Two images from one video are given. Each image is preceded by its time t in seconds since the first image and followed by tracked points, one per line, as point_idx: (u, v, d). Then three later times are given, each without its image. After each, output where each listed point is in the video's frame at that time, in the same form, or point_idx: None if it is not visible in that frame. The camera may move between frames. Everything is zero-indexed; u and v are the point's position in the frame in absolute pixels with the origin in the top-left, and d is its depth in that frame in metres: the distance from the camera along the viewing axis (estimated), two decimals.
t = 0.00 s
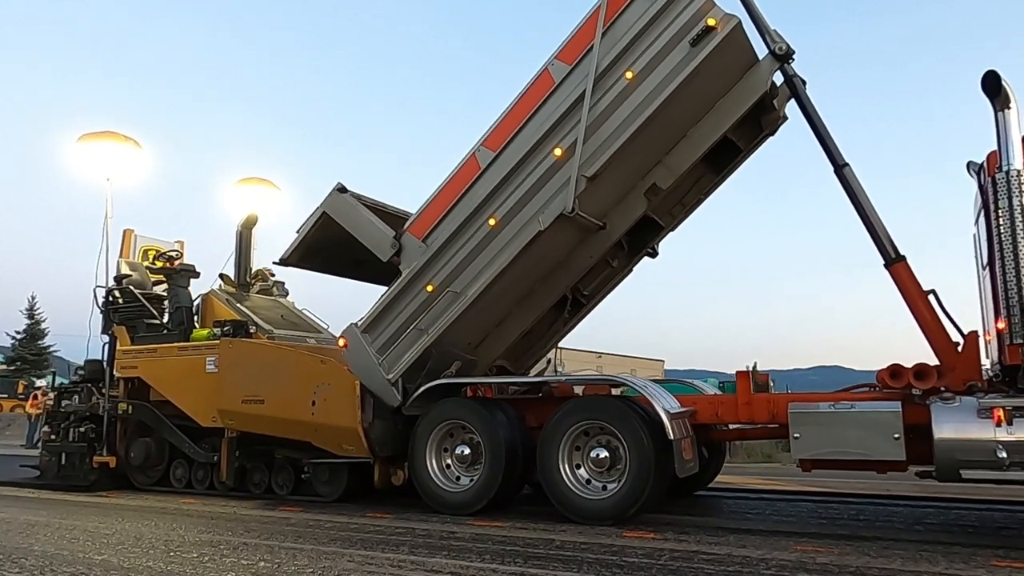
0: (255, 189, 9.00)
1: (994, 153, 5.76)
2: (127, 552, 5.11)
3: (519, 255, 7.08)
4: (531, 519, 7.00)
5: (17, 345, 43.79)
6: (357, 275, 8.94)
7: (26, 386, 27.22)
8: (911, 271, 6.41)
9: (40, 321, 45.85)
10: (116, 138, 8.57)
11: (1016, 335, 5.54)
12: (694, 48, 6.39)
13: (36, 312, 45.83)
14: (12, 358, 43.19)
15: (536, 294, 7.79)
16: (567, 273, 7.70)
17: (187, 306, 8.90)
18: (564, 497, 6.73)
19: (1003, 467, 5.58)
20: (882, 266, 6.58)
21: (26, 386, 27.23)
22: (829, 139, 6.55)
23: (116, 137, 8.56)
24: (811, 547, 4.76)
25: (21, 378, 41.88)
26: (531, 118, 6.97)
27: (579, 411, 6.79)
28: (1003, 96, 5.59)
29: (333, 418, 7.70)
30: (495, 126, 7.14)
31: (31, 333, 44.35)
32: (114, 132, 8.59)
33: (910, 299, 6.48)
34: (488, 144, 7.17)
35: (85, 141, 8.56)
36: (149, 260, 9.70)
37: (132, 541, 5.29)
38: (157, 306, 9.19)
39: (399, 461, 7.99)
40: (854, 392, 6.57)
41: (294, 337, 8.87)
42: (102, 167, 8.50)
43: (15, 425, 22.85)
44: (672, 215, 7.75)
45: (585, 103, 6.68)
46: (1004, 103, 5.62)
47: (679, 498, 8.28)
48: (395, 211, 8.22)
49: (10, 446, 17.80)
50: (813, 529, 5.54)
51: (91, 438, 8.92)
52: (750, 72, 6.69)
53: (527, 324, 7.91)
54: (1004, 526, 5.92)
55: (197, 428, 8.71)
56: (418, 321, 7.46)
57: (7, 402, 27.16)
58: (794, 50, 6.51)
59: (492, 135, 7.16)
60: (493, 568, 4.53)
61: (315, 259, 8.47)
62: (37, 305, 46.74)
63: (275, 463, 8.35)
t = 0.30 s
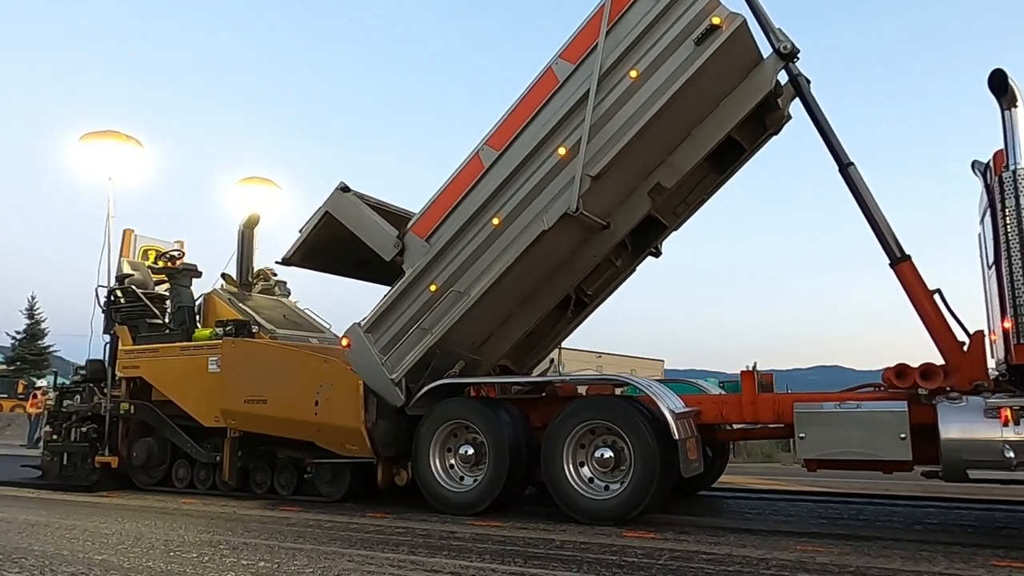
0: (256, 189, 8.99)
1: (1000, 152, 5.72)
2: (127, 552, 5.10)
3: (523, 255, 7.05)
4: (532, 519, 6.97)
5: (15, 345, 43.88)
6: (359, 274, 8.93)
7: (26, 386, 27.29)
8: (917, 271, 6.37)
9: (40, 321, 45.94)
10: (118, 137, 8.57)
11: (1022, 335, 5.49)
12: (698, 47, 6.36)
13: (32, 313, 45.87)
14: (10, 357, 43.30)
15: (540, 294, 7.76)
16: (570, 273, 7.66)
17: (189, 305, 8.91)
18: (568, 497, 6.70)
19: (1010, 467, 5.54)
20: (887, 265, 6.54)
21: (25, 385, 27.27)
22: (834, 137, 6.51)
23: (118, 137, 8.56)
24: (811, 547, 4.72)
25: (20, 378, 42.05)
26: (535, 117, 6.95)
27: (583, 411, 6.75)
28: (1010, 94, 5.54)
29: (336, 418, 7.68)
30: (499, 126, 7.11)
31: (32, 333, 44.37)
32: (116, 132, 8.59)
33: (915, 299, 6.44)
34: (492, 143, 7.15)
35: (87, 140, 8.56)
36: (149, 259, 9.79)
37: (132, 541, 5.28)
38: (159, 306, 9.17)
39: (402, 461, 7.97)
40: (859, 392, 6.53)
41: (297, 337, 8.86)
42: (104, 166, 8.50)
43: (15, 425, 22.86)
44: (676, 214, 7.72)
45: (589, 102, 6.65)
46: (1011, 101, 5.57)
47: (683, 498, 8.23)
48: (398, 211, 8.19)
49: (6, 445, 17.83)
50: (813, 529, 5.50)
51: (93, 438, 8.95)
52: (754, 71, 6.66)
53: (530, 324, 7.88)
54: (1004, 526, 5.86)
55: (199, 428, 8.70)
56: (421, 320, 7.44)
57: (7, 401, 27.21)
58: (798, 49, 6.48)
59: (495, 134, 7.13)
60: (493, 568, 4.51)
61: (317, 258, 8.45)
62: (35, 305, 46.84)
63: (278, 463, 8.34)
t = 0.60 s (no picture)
0: (259, 188, 8.99)
1: (1008, 151, 5.64)
2: (127, 552, 5.09)
3: (527, 254, 7.03)
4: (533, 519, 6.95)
5: (16, 345, 44.04)
6: (361, 274, 8.91)
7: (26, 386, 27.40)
8: (923, 271, 6.32)
9: (39, 321, 46.09)
10: (120, 137, 8.60)
11: None
12: (704, 46, 6.32)
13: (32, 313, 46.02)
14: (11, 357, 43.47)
15: (544, 293, 7.73)
16: (575, 272, 7.63)
17: (191, 304, 8.96)
18: (572, 497, 6.67)
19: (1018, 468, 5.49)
20: (893, 265, 6.49)
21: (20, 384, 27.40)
22: (839, 136, 6.47)
23: (120, 136, 8.60)
24: (811, 547, 4.68)
25: (20, 378, 42.23)
26: (540, 116, 6.91)
27: (587, 411, 6.72)
28: (1018, 94, 5.50)
29: (340, 418, 7.67)
30: (503, 125, 7.07)
31: (31, 333, 44.70)
32: (118, 131, 8.62)
33: (921, 299, 6.40)
34: (496, 142, 7.10)
35: (89, 139, 8.59)
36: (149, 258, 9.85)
37: (132, 541, 5.27)
38: (162, 306, 9.18)
39: (406, 461, 7.95)
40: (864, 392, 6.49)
41: (299, 337, 8.85)
42: (106, 166, 8.54)
43: (16, 424, 22.92)
44: (680, 213, 7.68)
45: (594, 101, 6.62)
46: (1018, 101, 5.53)
47: (687, 498, 8.18)
48: (402, 210, 8.17)
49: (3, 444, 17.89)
50: (813, 529, 5.46)
51: (95, 438, 8.98)
52: (760, 70, 6.62)
53: (534, 323, 7.85)
54: (1005, 526, 5.81)
55: (202, 428, 8.70)
56: (425, 320, 7.42)
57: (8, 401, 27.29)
58: (805, 48, 6.45)
59: (500, 133, 7.09)
60: (493, 568, 4.48)
61: (320, 258, 8.44)
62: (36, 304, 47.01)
63: (280, 463, 8.33)
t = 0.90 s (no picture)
0: (261, 188, 8.99)
1: (1014, 149, 5.59)
2: (127, 552, 5.08)
3: (531, 254, 7.00)
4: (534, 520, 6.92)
5: (16, 345, 44.20)
6: (364, 274, 8.89)
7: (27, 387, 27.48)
8: (929, 271, 6.28)
9: (39, 321, 46.22)
10: (123, 137, 8.63)
11: None
12: (709, 45, 6.29)
13: (31, 314, 46.18)
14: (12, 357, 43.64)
15: (548, 293, 7.70)
16: (579, 272, 7.60)
17: (194, 305, 8.90)
18: (577, 497, 6.64)
19: None
20: (898, 265, 6.46)
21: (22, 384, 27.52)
22: (844, 136, 6.43)
23: (123, 136, 8.63)
24: (811, 547, 4.64)
25: (22, 379, 42.32)
26: (544, 116, 6.88)
27: (592, 411, 6.68)
28: None
29: (343, 418, 7.64)
30: (507, 124, 7.04)
31: (31, 333, 44.85)
32: (120, 131, 8.65)
33: (926, 298, 6.36)
34: (500, 142, 7.07)
35: (91, 139, 8.62)
36: (149, 258, 9.88)
37: (132, 541, 5.26)
38: (164, 306, 9.19)
39: (410, 461, 7.93)
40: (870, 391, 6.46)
41: (302, 336, 8.84)
42: (109, 165, 8.56)
43: (16, 424, 22.97)
44: (684, 213, 7.64)
45: (598, 100, 6.58)
46: None
47: (691, 498, 8.14)
48: (406, 210, 8.14)
49: None
50: (813, 529, 5.42)
51: (98, 438, 8.99)
52: (765, 69, 6.58)
53: (538, 323, 7.82)
54: (1006, 526, 5.76)
55: (205, 428, 8.70)
56: (429, 320, 7.39)
57: (8, 401, 27.37)
58: (810, 47, 6.39)
59: (504, 133, 7.06)
60: (493, 568, 4.46)
61: (323, 258, 8.42)
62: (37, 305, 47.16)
63: (283, 463, 8.32)
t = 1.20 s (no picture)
0: (263, 188, 8.99)
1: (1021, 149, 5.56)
2: (127, 552, 5.07)
3: (535, 253, 6.97)
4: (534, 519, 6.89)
5: (16, 345, 44.30)
6: (366, 273, 8.88)
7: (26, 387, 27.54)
8: (934, 270, 6.24)
9: (40, 321, 46.31)
10: (124, 136, 8.65)
11: None
12: (714, 44, 6.26)
13: (32, 314, 46.28)
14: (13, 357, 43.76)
15: (551, 292, 7.66)
16: (582, 271, 7.57)
17: (195, 304, 8.89)
18: (580, 497, 6.60)
19: None
20: (903, 264, 6.41)
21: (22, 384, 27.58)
22: (849, 134, 6.38)
23: (124, 135, 8.65)
24: (811, 546, 4.61)
25: (21, 378, 42.41)
26: (547, 115, 6.85)
27: (596, 411, 6.65)
28: None
29: (347, 418, 7.63)
30: (510, 123, 7.01)
31: (31, 333, 44.97)
32: (122, 130, 8.67)
33: (932, 298, 6.31)
34: (504, 141, 7.04)
35: (93, 138, 8.64)
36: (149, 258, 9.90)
37: (132, 541, 5.25)
38: (165, 306, 9.22)
39: (413, 461, 7.90)
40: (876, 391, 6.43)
41: (305, 336, 8.82)
42: (110, 164, 8.58)
43: (15, 424, 23.01)
44: (688, 213, 7.59)
45: (602, 99, 6.55)
46: None
47: (694, 498, 8.10)
48: (408, 210, 8.11)
49: None
50: (813, 529, 5.38)
51: (99, 438, 8.99)
52: (769, 68, 6.55)
53: (541, 323, 7.80)
54: (1004, 526, 5.71)
55: (207, 428, 8.70)
56: (433, 319, 7.37)
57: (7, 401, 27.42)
58: (814, 46, 6.37)
59: (507, 132, 7.03)
60: (493, 568, 4.43)
61: (325, 257, 8.40)
62: (36, 305, 47.27)
63: (285, 463, 8.31)
